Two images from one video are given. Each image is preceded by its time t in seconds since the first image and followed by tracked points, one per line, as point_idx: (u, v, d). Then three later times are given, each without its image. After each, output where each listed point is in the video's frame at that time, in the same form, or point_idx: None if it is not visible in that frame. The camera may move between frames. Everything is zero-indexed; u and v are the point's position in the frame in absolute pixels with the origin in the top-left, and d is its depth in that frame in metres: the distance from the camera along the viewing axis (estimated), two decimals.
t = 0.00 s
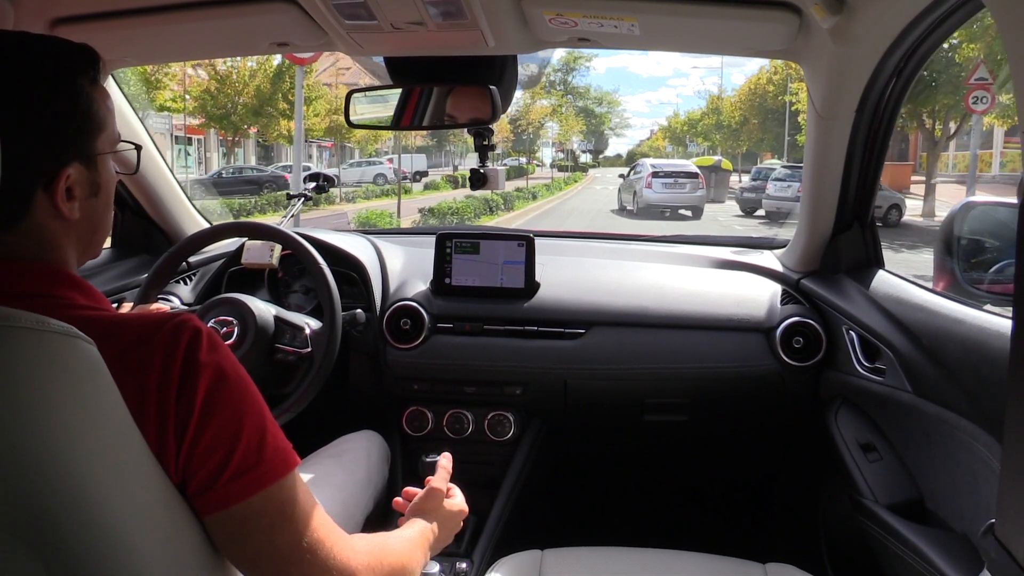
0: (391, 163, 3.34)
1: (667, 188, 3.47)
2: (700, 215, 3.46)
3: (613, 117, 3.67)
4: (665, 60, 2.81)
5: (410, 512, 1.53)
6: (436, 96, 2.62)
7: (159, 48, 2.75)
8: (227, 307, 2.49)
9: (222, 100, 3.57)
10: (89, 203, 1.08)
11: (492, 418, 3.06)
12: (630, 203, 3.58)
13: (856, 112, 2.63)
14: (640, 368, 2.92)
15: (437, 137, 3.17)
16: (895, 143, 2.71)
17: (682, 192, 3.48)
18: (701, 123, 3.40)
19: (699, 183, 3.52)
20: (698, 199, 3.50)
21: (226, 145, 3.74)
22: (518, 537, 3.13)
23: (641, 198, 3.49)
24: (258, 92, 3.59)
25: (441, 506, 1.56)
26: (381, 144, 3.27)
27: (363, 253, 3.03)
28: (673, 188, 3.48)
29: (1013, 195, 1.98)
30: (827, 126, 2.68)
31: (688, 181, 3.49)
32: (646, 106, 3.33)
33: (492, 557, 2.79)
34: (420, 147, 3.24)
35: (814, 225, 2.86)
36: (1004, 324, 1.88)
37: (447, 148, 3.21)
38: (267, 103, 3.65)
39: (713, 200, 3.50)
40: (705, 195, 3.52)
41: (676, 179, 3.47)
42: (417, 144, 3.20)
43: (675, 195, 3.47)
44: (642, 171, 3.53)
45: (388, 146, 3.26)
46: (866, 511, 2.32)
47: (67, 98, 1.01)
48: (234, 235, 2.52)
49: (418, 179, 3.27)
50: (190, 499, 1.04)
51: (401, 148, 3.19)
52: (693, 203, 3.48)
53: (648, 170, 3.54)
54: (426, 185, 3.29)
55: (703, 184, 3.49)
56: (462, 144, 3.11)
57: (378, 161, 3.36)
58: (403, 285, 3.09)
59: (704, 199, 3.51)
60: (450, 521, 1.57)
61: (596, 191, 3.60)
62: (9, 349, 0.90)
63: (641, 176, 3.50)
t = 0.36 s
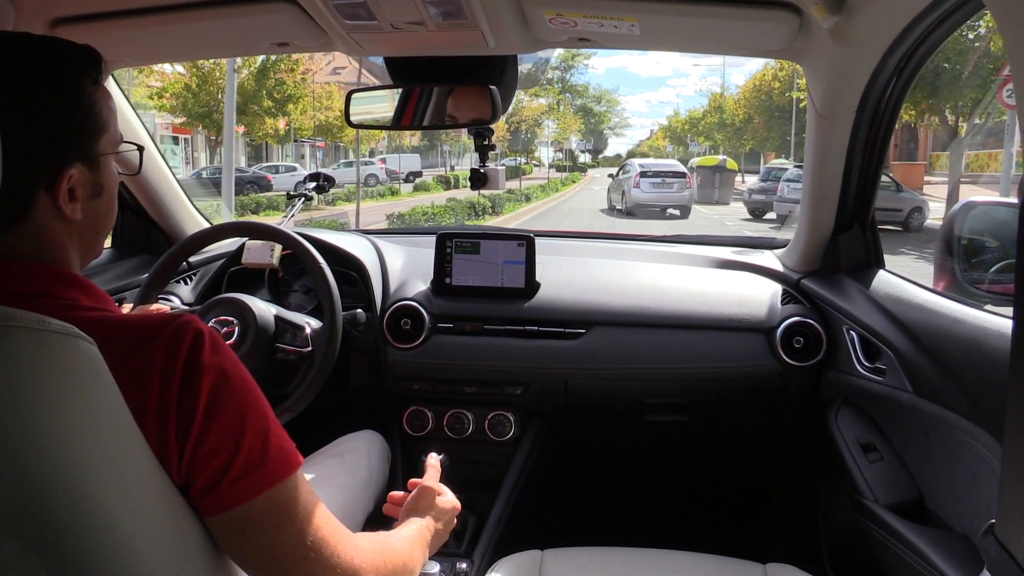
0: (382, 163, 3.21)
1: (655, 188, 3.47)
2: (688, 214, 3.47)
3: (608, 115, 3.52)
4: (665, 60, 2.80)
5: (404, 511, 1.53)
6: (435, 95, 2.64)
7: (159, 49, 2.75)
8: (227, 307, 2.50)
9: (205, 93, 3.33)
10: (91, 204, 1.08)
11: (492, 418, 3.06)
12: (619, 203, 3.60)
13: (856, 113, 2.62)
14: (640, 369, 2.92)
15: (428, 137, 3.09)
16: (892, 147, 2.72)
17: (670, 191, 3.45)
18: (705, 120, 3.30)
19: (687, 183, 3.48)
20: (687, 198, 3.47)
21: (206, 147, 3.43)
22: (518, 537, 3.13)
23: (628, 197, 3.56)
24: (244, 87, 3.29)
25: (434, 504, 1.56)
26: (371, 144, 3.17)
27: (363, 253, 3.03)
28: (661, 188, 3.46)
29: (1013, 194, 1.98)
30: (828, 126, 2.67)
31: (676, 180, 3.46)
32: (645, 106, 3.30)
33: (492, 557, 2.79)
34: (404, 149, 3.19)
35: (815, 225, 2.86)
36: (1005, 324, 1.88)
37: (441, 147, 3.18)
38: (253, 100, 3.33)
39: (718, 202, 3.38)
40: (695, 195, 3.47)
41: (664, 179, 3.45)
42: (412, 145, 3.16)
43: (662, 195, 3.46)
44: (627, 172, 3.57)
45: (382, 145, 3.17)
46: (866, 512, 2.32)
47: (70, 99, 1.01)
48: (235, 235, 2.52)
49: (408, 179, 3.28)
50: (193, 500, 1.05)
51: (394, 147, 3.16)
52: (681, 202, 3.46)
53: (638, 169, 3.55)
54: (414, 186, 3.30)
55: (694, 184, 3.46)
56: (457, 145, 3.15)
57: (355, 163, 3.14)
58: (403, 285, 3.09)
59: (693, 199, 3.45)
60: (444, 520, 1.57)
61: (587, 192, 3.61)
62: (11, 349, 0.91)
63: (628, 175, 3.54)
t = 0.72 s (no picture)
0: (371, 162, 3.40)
1: (641, 187, 3.60)
2: (677, 212, 3.57)
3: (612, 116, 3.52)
4: (664, 58, 2.81)
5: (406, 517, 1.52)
6: (435, 96, 2.65)
7: (158, 49, 2.75)
8: (226, 307, 2.49)
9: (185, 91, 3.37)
10: (88, 198, 1.09)
11: (491, 420, 3.06)
12: (606, 201, 3.69)
13: (856, 115, 2.62)
14: (639, 370, 2.92)
15: (418, 137, 3.04)
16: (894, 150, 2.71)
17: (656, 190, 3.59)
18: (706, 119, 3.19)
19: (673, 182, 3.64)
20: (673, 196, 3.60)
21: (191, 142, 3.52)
22: (517, 539, 3.12)
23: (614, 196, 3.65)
24: (223, 82, 3.36)
25: (440, 510, 1.56)
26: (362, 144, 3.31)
27: (362, 255, 3.03)
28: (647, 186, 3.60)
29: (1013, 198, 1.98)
30: (827, 128, 2.68)
31: (661, 178, 3.62)
32: (644, 104, 3.20)
33: (491, 559, 2.78)
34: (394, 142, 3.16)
35: (814, 227, 2.87)
36: (1004, 327, 1.88)
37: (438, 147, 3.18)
38: (233, 97, 3.50)
39: (723, 203, 3.42)
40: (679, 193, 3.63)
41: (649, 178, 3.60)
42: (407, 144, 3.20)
43: (649, 194, 3.58)
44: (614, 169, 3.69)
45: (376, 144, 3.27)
46: (865, 515, 2.32)
47: (65, 97, 1.01)
48: (234, 236, 2.52)
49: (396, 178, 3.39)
50: (190, 483, 1.04)
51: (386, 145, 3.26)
52: (669, 200, 3.59)
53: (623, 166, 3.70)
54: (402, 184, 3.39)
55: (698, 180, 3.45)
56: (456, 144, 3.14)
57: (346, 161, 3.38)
58: (402, 286, 3.09)
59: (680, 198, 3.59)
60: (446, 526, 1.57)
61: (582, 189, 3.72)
62: (11, 349, 0.90)
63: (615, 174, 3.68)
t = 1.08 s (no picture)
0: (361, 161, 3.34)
1: (632, 185, 3.59)
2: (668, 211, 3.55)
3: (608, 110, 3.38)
4: (663, 57, 2.81)
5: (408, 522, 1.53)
6: (435, 95, 2.62)
7: (159, 48, 2.75)
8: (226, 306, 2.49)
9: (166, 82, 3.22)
10: (91, 199, 1.09)
11: (492, 418, 3.06)
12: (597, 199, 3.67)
13: (856, 113, 2.63)
14: (640, 368, 2.92)
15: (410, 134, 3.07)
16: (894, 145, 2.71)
17: (646, 188, 3.59)
18: (710, 113, 3.08)
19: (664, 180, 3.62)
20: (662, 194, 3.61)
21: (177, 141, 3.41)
22: (518, 538, 3.12)
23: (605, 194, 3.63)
24: (201, 78, 3.31)
25: (454, 508, 1.57)
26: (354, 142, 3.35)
27: (362, 253, 3.03)
28: (637, 184, 3.59)
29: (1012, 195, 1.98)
30: (827, 126, 2.68)
31: (651, 176, 3.61)
32: (644, 103, 3.17)
33: (492, 558, 2.78)
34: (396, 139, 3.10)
35: (814, 225, 2.87)
36: (1004, 324, 1.89)
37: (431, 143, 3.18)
38: (212, 94, 3.47)
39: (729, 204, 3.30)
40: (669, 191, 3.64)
41: (638, 176, 3.59)
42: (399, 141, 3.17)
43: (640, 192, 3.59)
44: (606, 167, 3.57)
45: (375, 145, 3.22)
46: (865, 512, 2.32)
47: (69, 98, 1.01)
48: (235, 235, 2.52)
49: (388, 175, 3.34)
50: (190, 483, 1.04)
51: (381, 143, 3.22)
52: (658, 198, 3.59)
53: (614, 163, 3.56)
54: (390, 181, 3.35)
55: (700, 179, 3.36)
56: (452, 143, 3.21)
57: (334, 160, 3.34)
58: (402, 285, 3.09)
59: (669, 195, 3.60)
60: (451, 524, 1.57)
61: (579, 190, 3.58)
62: (11, 348, 0.90)
63: (606, 172, 3.59)
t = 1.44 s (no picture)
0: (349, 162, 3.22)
1: (626, 186, 3.42)
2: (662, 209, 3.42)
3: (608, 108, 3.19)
4: (663, 56, 2.82)
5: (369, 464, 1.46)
6: (435, 95, 2.63)
7: (159, 48, 2.74)
8: (225, 306, 2.48)
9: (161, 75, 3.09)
10: (90, 198, 1.09)
11: (492, 418, 3.07)
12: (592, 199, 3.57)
13: (856, 113, 2.62)
14: (640, 368, 2.92)
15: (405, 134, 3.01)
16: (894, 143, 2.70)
17: (640, 188, 3.40)
18: (713, 111, 3.02)
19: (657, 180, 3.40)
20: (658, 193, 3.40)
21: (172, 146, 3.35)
22: (518, 538, 3.12)
23: (599, 194, 3.49)
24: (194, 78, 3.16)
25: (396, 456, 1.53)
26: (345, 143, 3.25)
27: (362, 253, 3.03)
28: (631, 184, 3.41)
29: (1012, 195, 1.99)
30: (828, 126, 2.67)
31: (644, 175, 3.38)
32: (644, 104, 3.10)
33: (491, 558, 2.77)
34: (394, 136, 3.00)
35: (814, 225, 2.87)
36: (1004, 325, 1.88)
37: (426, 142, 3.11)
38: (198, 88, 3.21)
39: (737, 206, 3.22)
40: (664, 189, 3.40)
41: (632, 176, 3.39)
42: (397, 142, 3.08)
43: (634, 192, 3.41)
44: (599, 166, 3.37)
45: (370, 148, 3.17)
46: (866, 511, 2.32)
47: (68, 94, 1.02)
48: (234, 235, 2.52)
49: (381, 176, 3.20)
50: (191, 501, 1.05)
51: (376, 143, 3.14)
52: (653, 197, 3.40)
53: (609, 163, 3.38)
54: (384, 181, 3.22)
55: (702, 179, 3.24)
56: (450, 143, 3.12)
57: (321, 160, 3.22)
58: (402, 285, 3.09)
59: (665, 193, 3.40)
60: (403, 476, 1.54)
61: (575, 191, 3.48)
62: (12, 347, 0.91)
63: (600, 172, 3.41)
